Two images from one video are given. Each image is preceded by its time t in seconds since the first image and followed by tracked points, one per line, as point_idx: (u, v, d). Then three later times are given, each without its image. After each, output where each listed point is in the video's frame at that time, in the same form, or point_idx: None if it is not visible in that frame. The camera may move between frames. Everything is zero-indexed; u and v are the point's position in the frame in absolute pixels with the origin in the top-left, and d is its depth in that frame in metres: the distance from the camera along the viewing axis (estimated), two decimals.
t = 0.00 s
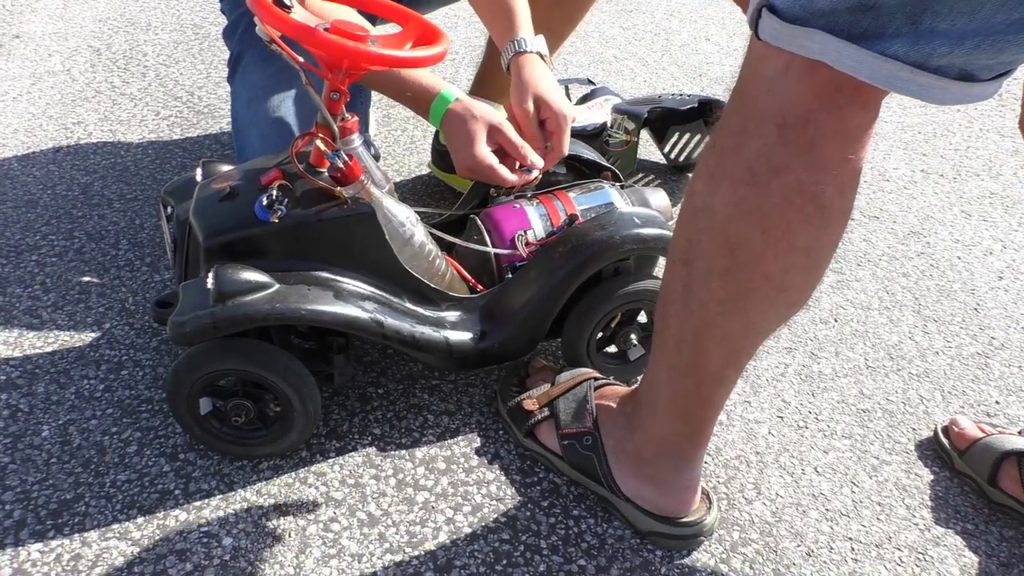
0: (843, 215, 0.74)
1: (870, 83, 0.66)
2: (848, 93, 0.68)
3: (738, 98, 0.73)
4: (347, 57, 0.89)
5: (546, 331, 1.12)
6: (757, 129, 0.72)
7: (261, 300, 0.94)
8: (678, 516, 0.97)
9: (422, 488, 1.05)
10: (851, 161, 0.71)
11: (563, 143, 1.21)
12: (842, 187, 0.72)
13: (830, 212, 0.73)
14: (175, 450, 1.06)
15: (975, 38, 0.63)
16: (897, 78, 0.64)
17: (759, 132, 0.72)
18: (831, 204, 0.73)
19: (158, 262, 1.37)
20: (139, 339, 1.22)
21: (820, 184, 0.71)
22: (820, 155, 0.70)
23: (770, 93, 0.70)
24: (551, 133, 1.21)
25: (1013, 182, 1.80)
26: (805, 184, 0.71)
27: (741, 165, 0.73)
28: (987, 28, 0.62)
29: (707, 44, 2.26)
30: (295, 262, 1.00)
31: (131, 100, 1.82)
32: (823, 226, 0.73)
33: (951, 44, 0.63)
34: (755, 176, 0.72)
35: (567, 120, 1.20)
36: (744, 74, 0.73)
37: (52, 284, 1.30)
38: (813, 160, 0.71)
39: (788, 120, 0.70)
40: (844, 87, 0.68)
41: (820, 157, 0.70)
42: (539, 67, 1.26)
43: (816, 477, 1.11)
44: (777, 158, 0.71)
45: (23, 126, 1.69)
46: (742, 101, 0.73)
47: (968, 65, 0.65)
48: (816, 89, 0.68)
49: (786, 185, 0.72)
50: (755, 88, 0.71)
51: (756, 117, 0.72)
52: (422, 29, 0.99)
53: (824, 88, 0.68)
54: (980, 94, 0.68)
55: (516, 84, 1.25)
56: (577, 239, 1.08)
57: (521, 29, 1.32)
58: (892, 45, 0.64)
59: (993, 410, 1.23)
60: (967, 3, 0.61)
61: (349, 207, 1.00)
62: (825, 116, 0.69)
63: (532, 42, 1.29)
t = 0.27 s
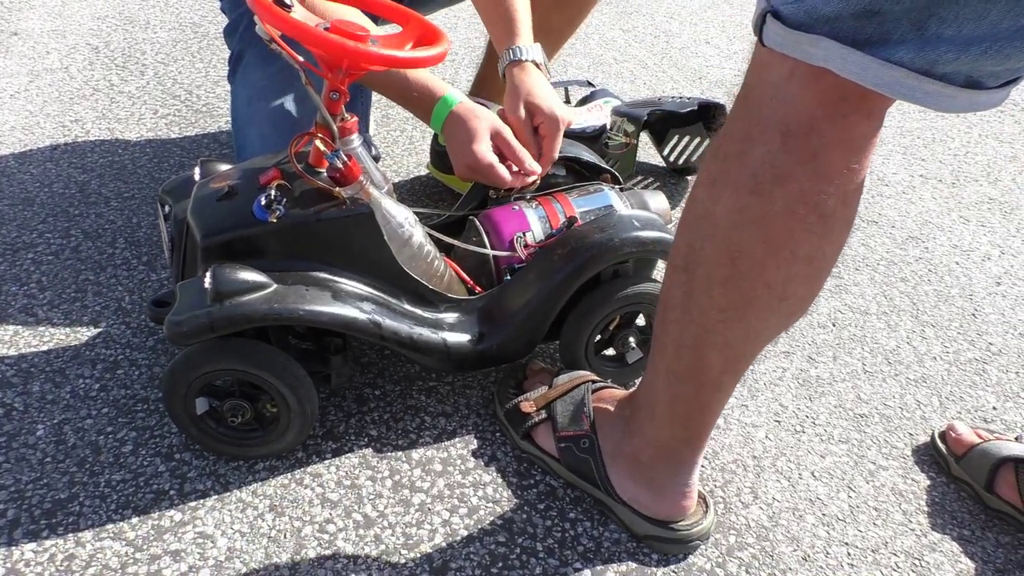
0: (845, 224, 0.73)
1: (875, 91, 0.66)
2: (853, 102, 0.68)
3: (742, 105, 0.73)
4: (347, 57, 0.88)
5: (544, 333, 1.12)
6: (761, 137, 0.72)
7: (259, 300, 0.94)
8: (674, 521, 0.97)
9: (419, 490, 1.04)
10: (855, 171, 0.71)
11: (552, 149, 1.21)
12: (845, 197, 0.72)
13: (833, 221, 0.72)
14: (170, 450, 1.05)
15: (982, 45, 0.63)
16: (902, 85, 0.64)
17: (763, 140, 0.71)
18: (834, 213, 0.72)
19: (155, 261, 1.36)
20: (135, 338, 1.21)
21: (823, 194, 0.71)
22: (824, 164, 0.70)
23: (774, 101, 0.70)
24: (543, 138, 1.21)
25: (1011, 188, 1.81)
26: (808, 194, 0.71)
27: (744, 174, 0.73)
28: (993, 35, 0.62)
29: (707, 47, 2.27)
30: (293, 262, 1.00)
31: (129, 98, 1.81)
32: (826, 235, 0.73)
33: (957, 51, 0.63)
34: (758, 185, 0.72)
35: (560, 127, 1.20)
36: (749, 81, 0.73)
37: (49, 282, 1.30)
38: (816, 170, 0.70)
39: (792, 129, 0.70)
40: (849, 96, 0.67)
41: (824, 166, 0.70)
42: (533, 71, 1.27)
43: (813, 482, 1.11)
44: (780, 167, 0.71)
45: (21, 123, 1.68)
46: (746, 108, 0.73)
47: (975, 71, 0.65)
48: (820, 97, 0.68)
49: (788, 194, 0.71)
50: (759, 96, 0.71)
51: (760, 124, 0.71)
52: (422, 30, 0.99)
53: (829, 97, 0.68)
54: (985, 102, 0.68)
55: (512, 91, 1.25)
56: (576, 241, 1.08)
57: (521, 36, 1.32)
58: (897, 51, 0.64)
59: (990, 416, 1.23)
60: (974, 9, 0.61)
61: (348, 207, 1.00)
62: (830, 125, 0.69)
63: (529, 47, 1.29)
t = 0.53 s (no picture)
0: (843, 231, 0.73)
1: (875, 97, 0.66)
2: (852, 109, 0.68)
3: (742, 111, 0.73)
4: (343, 57, 0.88)
5: (540, 335, 1.12)
6: (759, 143, 0.72)
7: (254, 301, 0.93)
8: (668, 525, 0.97)
9: (413, 492, 1.04)
10: (854, 179, 0.71)
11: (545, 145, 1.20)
12: (843, 204, 0.72)
13: (831, 228, 0.72)
14: (165, 450, 1.05)
15: (980, 52, 0.62)
16: (901, 92, 0.64)
17: (762, 146, 0.71)
18: (832, 220, 0.72)
19: (151, 260, 1.36)
20: (131, 338, 1.21)
21: (821, 201, 0.71)
22: (822, 171, 0.70)
23: (774, 107, 0.70)
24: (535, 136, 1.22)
25: (1009, 194, 1.81)
26: (806, 201, 0.71)
27: (743, 179, 0.73)
28: (993, 41, 0.62)
29: (707, 50, 2.27)
30: (289, 263, 0.99)
31: (128, 97, 1.81)
32: (823, 243, 0.73)
33: (955, 58, 0.63)
34: (756, 191, 0.72)
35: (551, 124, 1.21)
36: (749, 87, 0.73)
37: (45, 281, 1.29)
38: (815, 177, 0.70)
39: (790, 135, 0.70)
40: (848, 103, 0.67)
41: (822, 173, 0.70)
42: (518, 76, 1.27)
43: (808, 486, 1.11)
44: (778, 173, 0.71)
45: (18, 121, 1.68)
46: (746, 114, 0.73)
47: (974, 80, 0.64)
48: (819, 103, 0.68)
49: (787, 201, 0.71)
50: (759, 102, 0.71)
51: (759, 130, 0.72)
52: (421, 31, 0.99)
53: (828, 103, 0.68)
54: (985, 111, 0.67)
55: (498, 97, 1.25)
56: (573, 244, 1.08)
57: (509, 47, 1.31)
58: (897, 58, 0.63)
59: (985, 422, 1.23)
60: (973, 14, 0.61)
61: (344, 208, 1.00)
62: (829, 132, 0.69)
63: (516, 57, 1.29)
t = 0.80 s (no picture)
0: (840, 236, 0.73)
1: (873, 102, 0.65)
2: (849, 113, 0.67)
3: (739, 115, 0.73)
4: (338, 58, 0.88)
5: (535, 338, 1.12)
6: (756, 146, 0.71)
7: (247, 302, 0.93)
8: (662, 529, 0.97)
9: (407, 495, 1.04)
10: (851, 183, 0.70)
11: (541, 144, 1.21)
12: (840, 209, 0.71)
13: (827, 233, 0.72)
14: (157, 451, 1.05)
15: (977, 56, 0.62)
16: (898, 96, 0.64)
17: (758, 150, 0.71)
18: (828, 225, 0.72)
19: (146, 260, 1.36)
20: (124, 338, 1.20)
21: (818, 205, 0.71)
22: (819, 175, 0.70)
23: (771, 111, 0.70)
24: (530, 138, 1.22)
25: (1006, 199, 1.81)
26: (802, 205, 0.71)
27: (739, 183, 0.72)
28: (991, 46, 0.62)
29: (705, 52, 2.26)
30: (282, 264, 0.99)
31: (124, 96, 1.80)
32: (820, 247, 0.72)
33: (953, 62, 0.63)
34: (753, 194, 0.72)
35: (546, 124, 1.21)
36: (746, 91, 0.73)
37: (38, 280, 1.29)
38: (812, 181, 0.70)
39: (787, 139, 0.70)
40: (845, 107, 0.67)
41: (819, 178, 0.70)
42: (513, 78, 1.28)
43: (802, 491, 1.10)
44: (775, 177, 0.71)
45: (14, 120, 1.67)
46: (743, 118, 0.72)
47: (972, 84, 0.64)
48: (816, 108, 0.68)
49: (783, 205, 0.71)
50: (756, 106, 0.71)
51: (756, 134, 0.71)
52: (417, 33, 0.99)
53: (825, 108, 0.67)
54: (982, 116, 0.67)
55: (492, 99, 1.26)
56: (568, 246, 1.08)
57: (506, 49, 1.31)
58: (895, 62, 0.63)
59: (980, 427, 1.22)
60: (970, 19, 0.61)
61: (338, 209, 0.99)
62: (826, 136, 0.68)
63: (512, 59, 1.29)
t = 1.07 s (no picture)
0: (835, 231, 0.73)
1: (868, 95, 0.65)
2: (843, 108, 0.67)
3: (733, 111, 0.73)
4: (329, 57, 0.87)
5: (530, 337, 1.11)
6: (750, 142, 0.71)
7: (240, 302, 0.93)
8: (659, 527, 0.97)
9: (402, 495, 1.03)
10: (845, 178, 0.70)
11: (534, 141, 1.19)
12: (835, 204, 0.71)
13: (822, 229, 0.72)
14: (151, 453, 1.04)
15: (972, 48, 0.62)
16: (893, 89, 0.63)
17: (752, 145, 0.71)
18: (823, 220, 0.71)
19: (140, 261, 1.35)
20: (118, 340, 1.20)
21: (812, 201, 0.70)
22: (813, 170, 0.69)
23: (764, 107, 0.70)
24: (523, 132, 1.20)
25: (1002, 195, 1.80)
26: (797, 200, 0.70)
27: (733, 179, 0.72)
28: (985, 38, 0.61)
29: (700, 51, 2.26)
30: (276, 265, 0.99)
31: (118, 97, 1.80)
32: (814, 243, 0.72)
33: (948, 54, 0.62)
34: (747, 190, 0.71)
35: (540, 122, 1.20)
36: (739, 88, 0.72)
37: (31, 282, 1.29)
38: (806, 176, 0.70)
39: (781, 134, 0.69)
40: (840, 101, 0.67)
41: (813, 173, 0.69)
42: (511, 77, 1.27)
43: (799, 488, 1.10)
44: (769, 172, 0.70)
45: (7, 122, 1.67)
46: (737, 114, 0.72)
47: (966, 77, 0.64)
48: (810, 103, 0.67)
49: (777, 200, 0.71)
50: (750, 101, 0.71)
51: (749, 130, 0.71)
52: (410, 32, 0.98)
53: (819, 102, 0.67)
54: (976, 108, 0.66)
55: (487, 98, 1.25)
56: (562, 245, 1.07)
57: (500, 49, 1.31)
58: (888, 55, 0.63)
59: (977, 424, 1.22)
60: (965, 13, 0.61)
61: (331, 209, 0.99)
62: (820, 131, 0.68)
63: (508, 57, 1.29)
